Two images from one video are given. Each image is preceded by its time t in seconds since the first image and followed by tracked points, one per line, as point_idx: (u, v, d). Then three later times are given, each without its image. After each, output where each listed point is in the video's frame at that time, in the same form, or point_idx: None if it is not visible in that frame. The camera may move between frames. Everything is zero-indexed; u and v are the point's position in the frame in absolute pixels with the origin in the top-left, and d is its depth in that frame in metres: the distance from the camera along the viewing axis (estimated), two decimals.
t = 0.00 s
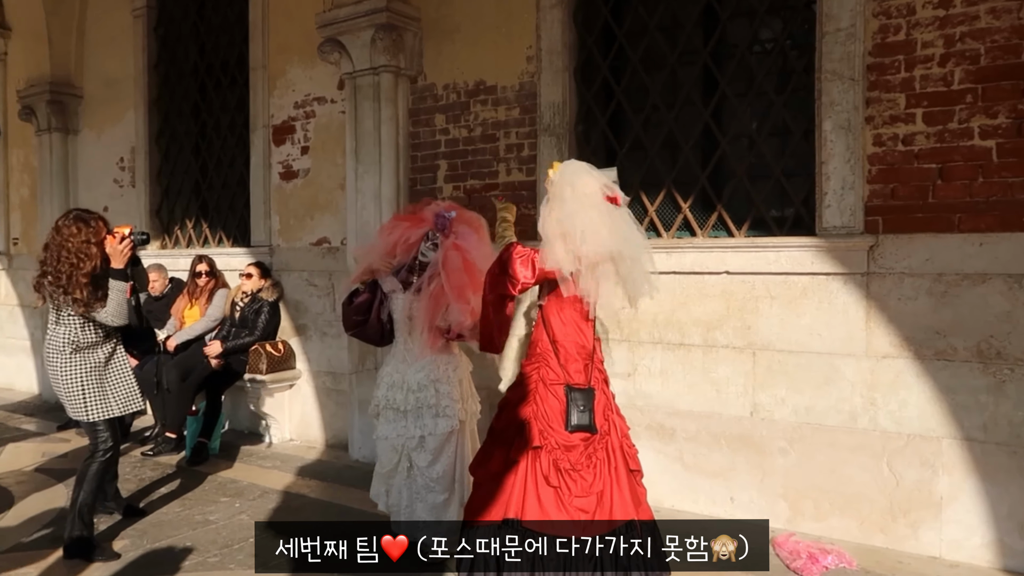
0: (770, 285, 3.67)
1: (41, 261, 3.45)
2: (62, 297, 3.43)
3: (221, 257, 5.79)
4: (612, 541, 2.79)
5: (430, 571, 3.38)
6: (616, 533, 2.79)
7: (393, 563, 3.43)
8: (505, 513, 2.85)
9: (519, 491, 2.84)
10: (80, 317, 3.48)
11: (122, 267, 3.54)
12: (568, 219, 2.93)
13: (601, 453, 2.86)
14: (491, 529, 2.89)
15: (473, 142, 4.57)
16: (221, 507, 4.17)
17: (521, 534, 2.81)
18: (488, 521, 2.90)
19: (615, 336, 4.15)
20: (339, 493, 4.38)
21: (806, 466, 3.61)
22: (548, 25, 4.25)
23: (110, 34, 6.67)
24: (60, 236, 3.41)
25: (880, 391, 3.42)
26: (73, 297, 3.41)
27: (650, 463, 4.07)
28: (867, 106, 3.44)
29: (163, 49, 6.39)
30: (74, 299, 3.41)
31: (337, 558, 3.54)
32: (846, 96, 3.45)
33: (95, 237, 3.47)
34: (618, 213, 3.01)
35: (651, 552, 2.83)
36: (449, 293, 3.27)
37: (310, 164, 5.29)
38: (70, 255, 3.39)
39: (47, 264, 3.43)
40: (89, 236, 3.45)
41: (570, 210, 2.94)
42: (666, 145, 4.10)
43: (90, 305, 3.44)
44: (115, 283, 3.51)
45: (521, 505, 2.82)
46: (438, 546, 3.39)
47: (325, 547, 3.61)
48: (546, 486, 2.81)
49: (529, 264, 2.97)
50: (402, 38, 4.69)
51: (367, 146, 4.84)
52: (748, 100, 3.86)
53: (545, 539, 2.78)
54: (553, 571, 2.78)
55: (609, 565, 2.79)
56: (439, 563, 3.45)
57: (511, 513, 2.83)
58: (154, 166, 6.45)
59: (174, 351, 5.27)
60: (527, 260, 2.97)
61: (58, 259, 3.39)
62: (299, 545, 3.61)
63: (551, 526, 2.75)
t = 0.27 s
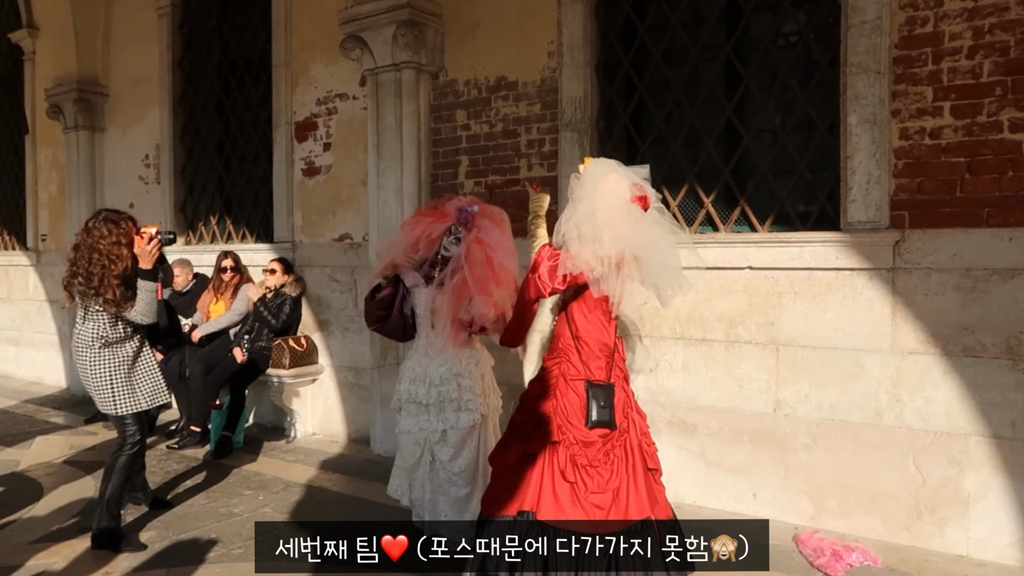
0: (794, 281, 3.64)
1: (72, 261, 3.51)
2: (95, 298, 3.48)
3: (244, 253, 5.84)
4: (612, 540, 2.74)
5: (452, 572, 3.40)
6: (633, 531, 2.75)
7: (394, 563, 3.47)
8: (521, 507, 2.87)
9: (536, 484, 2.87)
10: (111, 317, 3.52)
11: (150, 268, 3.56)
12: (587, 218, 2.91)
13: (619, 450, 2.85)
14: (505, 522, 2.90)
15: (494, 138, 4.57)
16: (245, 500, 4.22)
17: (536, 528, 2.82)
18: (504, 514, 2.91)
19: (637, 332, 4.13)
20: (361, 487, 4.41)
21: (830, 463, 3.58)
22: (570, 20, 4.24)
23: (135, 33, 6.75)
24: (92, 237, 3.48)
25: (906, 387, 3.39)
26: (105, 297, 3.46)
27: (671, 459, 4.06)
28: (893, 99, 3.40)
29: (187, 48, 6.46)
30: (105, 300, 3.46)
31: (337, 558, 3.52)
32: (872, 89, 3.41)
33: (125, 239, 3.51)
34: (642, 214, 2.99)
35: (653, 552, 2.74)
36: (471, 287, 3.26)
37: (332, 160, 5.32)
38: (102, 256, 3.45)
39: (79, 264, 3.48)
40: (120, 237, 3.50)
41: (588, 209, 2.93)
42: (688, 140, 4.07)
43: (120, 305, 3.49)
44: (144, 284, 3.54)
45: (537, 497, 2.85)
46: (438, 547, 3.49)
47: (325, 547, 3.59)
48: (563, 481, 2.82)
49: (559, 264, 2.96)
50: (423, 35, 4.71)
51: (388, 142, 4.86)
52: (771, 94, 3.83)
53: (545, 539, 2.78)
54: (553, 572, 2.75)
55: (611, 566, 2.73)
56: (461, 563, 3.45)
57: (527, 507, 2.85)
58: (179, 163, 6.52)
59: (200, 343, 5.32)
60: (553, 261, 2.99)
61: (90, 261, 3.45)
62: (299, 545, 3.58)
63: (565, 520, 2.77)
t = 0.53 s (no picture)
0: (822, 272, 3.60)
1: (102, 254, 3.55)
2: (126, 291, 3.53)
3: (270, 244, 5.89)
4: (611, 541, 2.77)
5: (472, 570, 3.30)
6: (663, 523, 2.77)
7: (393, 563, 3.35)
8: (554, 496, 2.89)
9: (570, 475, 2.87)
10: (142, 308, 3.56)
11: (179, 260, 3.59)
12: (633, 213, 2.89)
13: (652, 439, 2.86)
14: (534, 511, 2.92)
15: (519, 128, 4.56)
16: (272, 487, 4.27)
17: (568, 517, 2.84)
18: (535, 503, 2.92)
19: (662, 322, 4.11)
20: (386, 475, 4.44)
21: (857, 455, 3.54)
22: (595, 9, 4.21)
23: (162, 25, 6.82)
24: (122, 231, 3.53)
25: (936, 379, 3.34)
26: (135, 290, 3.50)
27: (696, 450, 4.04)
28: (925, 86, 3.34)
29: (214, 39, 6.51)
30: (136, 293, 3.51)
31: (337, 558, 3.39)
32: (903, 77, 3.35)
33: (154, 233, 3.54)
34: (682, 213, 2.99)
35: (653, 552, 2.74)
36: (496, 272, 3.23)
37: (357, 150, 5.34)
38: (132, 250, 3.49)
39: (109, 258, 3.52)
40: (149, 231, 3.54)
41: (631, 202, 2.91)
42: (715, 129, 4.04)
43: (151, 297, 3.53)
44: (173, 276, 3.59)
45: (570, 488, 2.86)
46: (438, 547, 3.47)
47: (324, 547, 3.46)
48: (598, 472, 2.83)
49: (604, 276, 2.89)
50: (447, 25, 4.70)
51: (413, 132, 4.86)
52: (800, 82, 3.78)
53: (561, 536, 2.83)
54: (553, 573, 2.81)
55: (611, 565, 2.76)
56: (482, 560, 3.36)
57: (561, 497, 2.87)
58: (206, 154, 6.59)
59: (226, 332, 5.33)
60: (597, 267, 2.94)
61: (120, 255, 3.49)
62: (299, 544, 3.45)
63: (600, 511, 2.79)
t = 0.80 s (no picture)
0: (836, 262, 3.57)
1: (120, 246, 3.59)
2: (143, 283, 3.56)
3: (283, 235, 5.91)
4: (612, 541, 2.77)
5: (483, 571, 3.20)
6: (693, 507, 2.82)
7: (394, 563, 3.24)
8: (589, 491, 2.84)
9: (602, 469, 2.83)
10: (159, 299, 3.59)
11: (195, 252, 3.63)
12: (663, 207, 2.91)
13: (677, 427, 2.88)
14: (567, 507, 2.87)
15: (531, 118, 4.55)
16: (285, 477, 4.30)
17: (606, 511, 2.80)
18: (568, 500, 2.87)
19: (674, 313, 4.10)
20: (398, 465, 4.46)
21: (871, 447, 3.52)
22: None
23: (176, 17, 6.85)
24: (138, 224, 3.54)
25: (952, 371, 3.31)
26: (152, 283, 3.52)
27: (708, 441, 4.03)
28: (943, 75, 3.30)
29: (227, 31, 6.54)
30: (152, 285, 3.54)
31: (338, 558, 3.29)
32: (921, 65, 3.31)
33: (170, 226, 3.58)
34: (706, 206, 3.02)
35: (654, 552, 2.75)
36: (507, 254, 3.25)
37: (369, 141, 5.35)
38: (148, 243, 3.51)
39: (126, 250, 3.55)
40: (165, 223, 3.55)
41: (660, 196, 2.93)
42: (729, 118, 4.01)
43: (167, 290, 3.56)
44: (189, 268, 3.61)
45: (605, 483, 2.82)
46: (438, 547, 3.36)
47: (324, 547, 3.36)
48: (633, 463, 2.80)
49: (625, 270, 2.87)
50: (460, 15, 4.69)
51: (425, 123, 4.86)
52: (815, 70, 3.74)
53: (598, 533, 2.79)
54: (555, 568, 2.87)
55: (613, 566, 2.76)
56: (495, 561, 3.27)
57: (597, 491, 2.82)
58: (219, 146, 6.62)
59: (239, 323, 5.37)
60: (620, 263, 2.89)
61: (136, 247, 3.52)
62: (299, 544, 3.35)
63: (640, 503, 2.75)
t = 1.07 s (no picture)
0: (845, 259, 3.55)
1: (129, 242, 3.58)
2: (152, 279, 3.56)
3: (291, 231, 5.92)
4: (612, 541, 2.80)
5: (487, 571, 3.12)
6: (711, 498, 2.87)
7: (394, 563, 3.18)
8: (615, 491, 2.82)
9: (624, 467, 2.82)
10: (168, 295, 3.60)
11: (205, 248, 3.61)
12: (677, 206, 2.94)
13: (691, 420, 2.89)
14: (591, 509, 2.84)
15: (538, 114, 4.54)
16: (292, 473, 4.31)
17: (632, 510, 2.79)
18: (592, 502, 2.84)
19: (682, 310, 4.09)
20: (405, 461, 4.47)
21: (879, 444, 3.50)
22: None
23: (183, 13, 6.86)
24: (148, 220, 3.55)
25: (961, 368, 3.29)
26: (161, 279, 3.54)
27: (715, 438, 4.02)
28: (953, 70, 3.27)
29: (234, 27, 6.55)
30: (162, 282, 3.55)
31: (338, 558, 3.22)
32: (931, 60, 3.29)
33: (179, 222, 3.57)
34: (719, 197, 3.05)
35: (653, 552, 2.76)
36: (516, 238, 3.28)
37: (376, 138, 5.35)
38: (158, 239, 3.52)
39: (135, 247, 3.55)
40: (175, 220, 3.57)
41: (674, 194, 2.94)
42: (737, 114, 3.99)
43: (177, 286, 3.57)
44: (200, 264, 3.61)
45: (628, 481, 2.81)
46: (438, 547, 3.30)
47: (324, 548, 3.29)
48: (656, 460, 2.78)
49: (644, 265, 2.88)
50: (468, 11, 4.67)
51: (432, 119, 4.85)
52: (824, 66, 3.72)
53: (625, 530, 2.78)
54: (589, 569, 2.84)
55: (612, 565, 2.80)
56: (499, 561, 3.20)
57: (623, 490, 2.80)
58: (226, 142, 6.64)
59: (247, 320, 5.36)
60: (637, 258, 2.89)
61: (146, 244, 3.52)
62: (299, 544, 3.28)
63: (666, 499, 2.75)
